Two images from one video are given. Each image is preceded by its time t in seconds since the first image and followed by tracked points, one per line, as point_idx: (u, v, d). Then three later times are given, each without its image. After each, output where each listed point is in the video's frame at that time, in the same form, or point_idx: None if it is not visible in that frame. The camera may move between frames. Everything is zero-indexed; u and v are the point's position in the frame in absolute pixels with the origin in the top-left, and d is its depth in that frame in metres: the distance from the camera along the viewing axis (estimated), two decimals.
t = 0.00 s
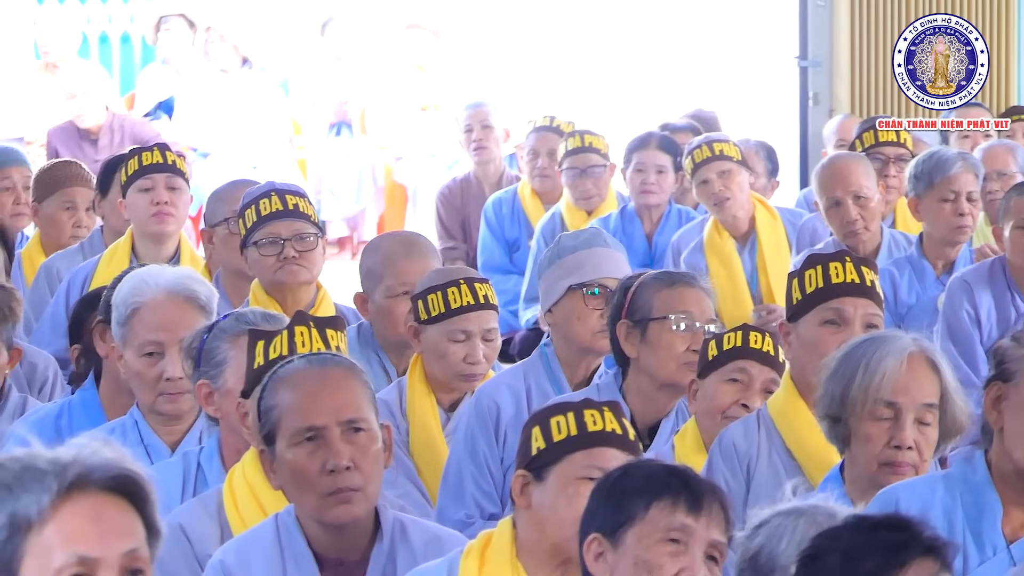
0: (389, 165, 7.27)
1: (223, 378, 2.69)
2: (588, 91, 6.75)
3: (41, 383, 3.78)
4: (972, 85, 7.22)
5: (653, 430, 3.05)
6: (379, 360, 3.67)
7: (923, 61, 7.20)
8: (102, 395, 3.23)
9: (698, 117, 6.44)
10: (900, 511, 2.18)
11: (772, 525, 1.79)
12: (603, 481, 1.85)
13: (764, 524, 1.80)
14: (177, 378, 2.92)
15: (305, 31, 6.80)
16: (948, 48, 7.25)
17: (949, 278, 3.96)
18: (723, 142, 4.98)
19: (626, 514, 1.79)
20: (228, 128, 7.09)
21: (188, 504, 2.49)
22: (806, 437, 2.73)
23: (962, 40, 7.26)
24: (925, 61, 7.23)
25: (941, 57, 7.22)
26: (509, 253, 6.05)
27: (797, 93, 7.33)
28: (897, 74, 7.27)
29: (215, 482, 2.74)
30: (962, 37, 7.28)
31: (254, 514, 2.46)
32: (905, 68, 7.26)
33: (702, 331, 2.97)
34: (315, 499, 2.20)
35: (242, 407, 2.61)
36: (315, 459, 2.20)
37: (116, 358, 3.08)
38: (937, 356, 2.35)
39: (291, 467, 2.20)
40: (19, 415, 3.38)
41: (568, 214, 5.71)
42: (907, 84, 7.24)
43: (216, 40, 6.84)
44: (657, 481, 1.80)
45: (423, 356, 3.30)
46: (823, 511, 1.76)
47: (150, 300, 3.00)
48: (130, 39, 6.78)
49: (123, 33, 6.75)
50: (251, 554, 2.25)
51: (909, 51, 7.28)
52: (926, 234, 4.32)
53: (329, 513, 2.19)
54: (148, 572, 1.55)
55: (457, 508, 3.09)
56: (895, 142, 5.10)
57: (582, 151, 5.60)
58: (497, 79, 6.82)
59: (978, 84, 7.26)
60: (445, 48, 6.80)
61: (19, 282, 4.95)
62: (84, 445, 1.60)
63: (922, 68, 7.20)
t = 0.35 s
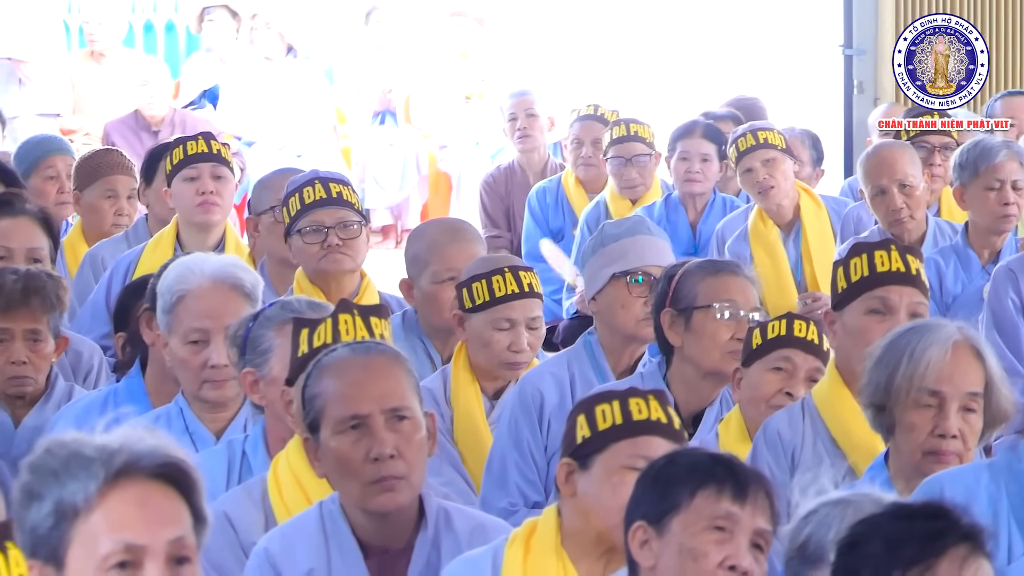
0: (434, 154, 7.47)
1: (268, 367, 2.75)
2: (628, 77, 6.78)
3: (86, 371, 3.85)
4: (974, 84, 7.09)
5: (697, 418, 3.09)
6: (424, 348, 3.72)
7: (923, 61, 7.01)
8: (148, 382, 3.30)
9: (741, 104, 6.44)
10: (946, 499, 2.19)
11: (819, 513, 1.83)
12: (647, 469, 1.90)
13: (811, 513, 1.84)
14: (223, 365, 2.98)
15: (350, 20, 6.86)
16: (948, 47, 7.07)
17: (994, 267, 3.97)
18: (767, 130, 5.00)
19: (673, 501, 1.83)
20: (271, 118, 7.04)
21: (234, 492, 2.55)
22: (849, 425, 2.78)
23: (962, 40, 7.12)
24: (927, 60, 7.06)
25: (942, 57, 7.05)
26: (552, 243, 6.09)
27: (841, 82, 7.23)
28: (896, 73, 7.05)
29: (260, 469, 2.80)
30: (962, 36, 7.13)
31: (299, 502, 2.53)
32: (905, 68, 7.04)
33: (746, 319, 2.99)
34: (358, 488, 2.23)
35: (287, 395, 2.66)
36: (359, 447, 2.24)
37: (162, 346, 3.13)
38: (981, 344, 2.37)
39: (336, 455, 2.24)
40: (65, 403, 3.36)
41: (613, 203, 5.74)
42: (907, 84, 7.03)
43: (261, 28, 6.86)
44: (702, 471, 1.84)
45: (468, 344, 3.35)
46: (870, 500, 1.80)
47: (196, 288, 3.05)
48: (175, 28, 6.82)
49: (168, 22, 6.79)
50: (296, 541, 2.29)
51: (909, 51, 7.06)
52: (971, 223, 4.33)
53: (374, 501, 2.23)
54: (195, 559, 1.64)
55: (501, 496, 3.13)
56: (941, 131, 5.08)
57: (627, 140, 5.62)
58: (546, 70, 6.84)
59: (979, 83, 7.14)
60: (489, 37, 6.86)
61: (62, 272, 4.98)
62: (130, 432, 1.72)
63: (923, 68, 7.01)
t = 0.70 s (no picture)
0: (481, 142, 7.56)
1: (316, 355, 2.81)
2: (683, 69, 6.83)
3: (134, 360, 3.91)
4: (974, 85, 6.23)
5: (746, 408, 3.11)
6: (477, 335, 3.78)
7: (923, 61, 6.28)
8: (195, 370, 3.36)
9: (786, 92, 6.44)
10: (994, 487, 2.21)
11: (868, 503, 1.95)
12: (696, 458, 1.95)
13: (860, 502, 1.97)
14: (270, 354, 3.04)
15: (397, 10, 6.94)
16: (948, 48, 6.32)
17: None
18: (815, 119, 5.00)
19: (722, 489, 1.88)
20: (319, 107, 7.16)
21: (283, 482, 2.62)
22: (898, 416, 2.81)
23: (962, 39, 6.35)
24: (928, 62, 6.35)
25: (942, 57, 6.31)
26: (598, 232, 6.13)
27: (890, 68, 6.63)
28: (895, 73, 6.36)
29: (308, 458, 2.87)
30: (962, 36, 6.35)
31: (347, 491, 2.59)
32: (905, 68, 6.34)
33: (795, 309, 3.03)
34: (407, 477, 2.30)
35: (335, 383, 2.74)
36: (408, 436, 2.30)
37: (209, 335, 3.19)
38: None
39: (384, 443, 2.31)
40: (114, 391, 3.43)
41: (659, 192, 5.76)
42: (907, 85, 6.32)
43: (308, 16, 6.94)
44: (750, 460, 1.88)
45: (516, 332, 3.40)
46: (918, 489, 1.94)
47: (243, 277, 3.11)
48: (221, 17, 6.91)
49: (214, 11, 6.89)
50: (345, 530, 2.36)
51: (910, 51, 6.37)
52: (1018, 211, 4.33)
53: (423, 490, 2.28)
54: (246, 551, 1.63)
55: (549, 485, 3.19)
56: (986, 118, 5.13)
57: (673, 129, 5.66)
58: (591, 61, 6.93)
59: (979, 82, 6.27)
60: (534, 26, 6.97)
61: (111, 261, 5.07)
62: (181, 422, 1.72)
63: (923, 68, 6.28)
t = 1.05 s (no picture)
0: (545, 132, 7.70)
1: (383, 344, 2.91)
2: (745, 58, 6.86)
3: (201, 350, 4.04)
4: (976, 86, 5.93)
5: (813, 396, 3.19)
6: (548, 321, 3.87)
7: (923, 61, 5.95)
8: (262, 360, 3.49)
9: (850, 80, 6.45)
10: None
11: (938, 490, 2.02)
12: (765, 445, 2.04)
13: (930, 490, 2.03)
14: (337, 344, 3.15)
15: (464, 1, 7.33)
16: (948, 48, 5.94)
17: None
18: (880, 108, 5.07)
19: (791, 478, 1.98)
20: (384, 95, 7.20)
21: (351, 470, 2.74)
22: (965, 405, 2.87)
23: (963, 39, 5.95)
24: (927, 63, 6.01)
25: (943, 57, 5.93)
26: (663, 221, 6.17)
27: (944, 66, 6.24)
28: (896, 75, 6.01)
29: (375, 446, 2.98)
30: (963, 36, 5.98)
31: (414, 480, 2.69)
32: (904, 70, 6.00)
33: (862, 296, 3.09)
34: (474, 464, 2.40)
35: (401, 372, 2.83)
36: (474, 424, 2.40)
37: (277, 324, 3.32)
38: None
39: (452, 431, 2.41)
40: (181, 381, 3.56)
41: (724, 180, 5.80)
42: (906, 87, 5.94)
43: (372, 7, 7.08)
44: (819, 449, 1.98)
45: (582, 321, 3.48)
46: (989, 477, 2.00)
47: (311, 266, 3.22)
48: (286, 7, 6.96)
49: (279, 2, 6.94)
50: (412, 517, 2.47)
51: (909, 52, 6.03)
52: None
53: (490, 477, 2.39)
54: (318, 537, 1.68)
55: (616, 474, 3.27)
56: None
57: (738, 117, 5.74)
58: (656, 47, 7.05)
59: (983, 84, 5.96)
60: (600, 15, 7.30)
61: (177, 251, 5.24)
62: (251, 407, 1.76)
63: (923, 68, 5.94)
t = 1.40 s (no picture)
0: (605, 120, 7.85)
1: (443, 333, 3.00)
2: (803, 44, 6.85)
3: (262, 339, 4.16)
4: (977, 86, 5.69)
5: (873, 385, 3.25)
6: (612, 308, 3.95)
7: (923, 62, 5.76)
8: (324, 351, 3.60)
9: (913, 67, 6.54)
10: None
11: (999, 479, 2.05)
12: (826, 435, 2.11)
13: (990, 480, 2.06)
14: (398, 333, 3.26)
15: None
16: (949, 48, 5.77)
17: None
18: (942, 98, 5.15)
19: (853, 467, 2.05)
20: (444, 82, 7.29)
21: (412, 459, 2.83)
22: None
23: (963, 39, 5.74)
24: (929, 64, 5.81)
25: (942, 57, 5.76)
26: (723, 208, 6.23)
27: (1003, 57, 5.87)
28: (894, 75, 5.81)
29: (436, 435, 3.09)
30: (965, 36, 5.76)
31: (475, 469, 2.78)
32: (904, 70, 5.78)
33: (923, 284, 3.14)
34: (536, 454, 2.49)
35: (463, 360, 2.93)
36: (535, 414, 2.49)
37: (338, 312, 3.42)
38: None
39: (512, 421, 2.50)
40: (242, 369, 3.65)
41: (785, 168, 5.85)
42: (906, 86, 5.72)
43: None
44: (879, 438, 2.05)
45: (642, 310, 3.56)
46: None
47: (373, 255, 3.31)
48: None
49: None
50: (474, 504, 2.57)
51: (909, 52, 5.84)
52: None
53: (552, 467, 2.47)
54: (378, 529, 1.73)
55: (675, 462, 3.34)
56: None
57: (799, 105, 5.76)
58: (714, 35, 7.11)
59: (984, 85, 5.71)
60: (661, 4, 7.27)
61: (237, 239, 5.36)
62: (312, 399, 1.83)
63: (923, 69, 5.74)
